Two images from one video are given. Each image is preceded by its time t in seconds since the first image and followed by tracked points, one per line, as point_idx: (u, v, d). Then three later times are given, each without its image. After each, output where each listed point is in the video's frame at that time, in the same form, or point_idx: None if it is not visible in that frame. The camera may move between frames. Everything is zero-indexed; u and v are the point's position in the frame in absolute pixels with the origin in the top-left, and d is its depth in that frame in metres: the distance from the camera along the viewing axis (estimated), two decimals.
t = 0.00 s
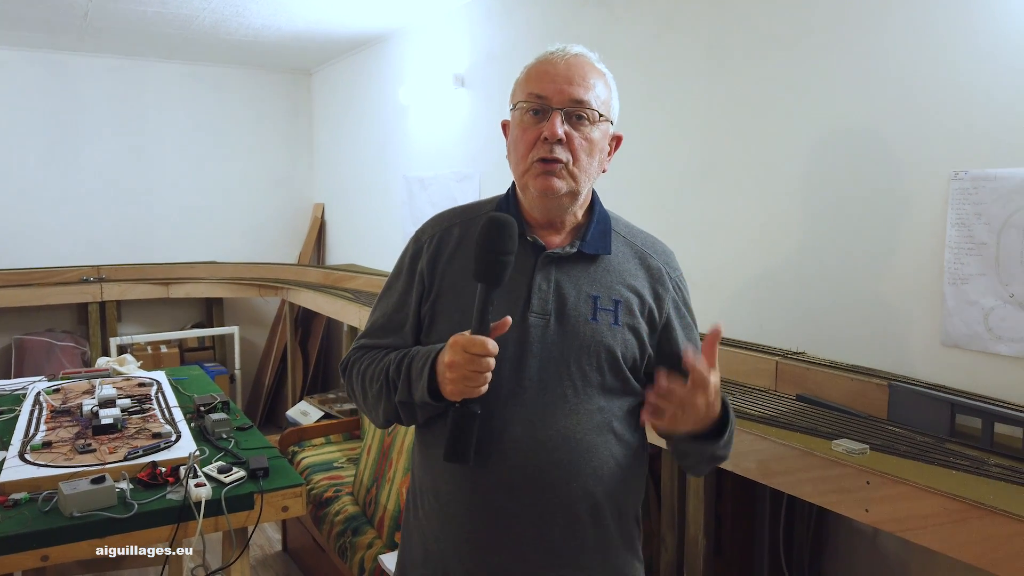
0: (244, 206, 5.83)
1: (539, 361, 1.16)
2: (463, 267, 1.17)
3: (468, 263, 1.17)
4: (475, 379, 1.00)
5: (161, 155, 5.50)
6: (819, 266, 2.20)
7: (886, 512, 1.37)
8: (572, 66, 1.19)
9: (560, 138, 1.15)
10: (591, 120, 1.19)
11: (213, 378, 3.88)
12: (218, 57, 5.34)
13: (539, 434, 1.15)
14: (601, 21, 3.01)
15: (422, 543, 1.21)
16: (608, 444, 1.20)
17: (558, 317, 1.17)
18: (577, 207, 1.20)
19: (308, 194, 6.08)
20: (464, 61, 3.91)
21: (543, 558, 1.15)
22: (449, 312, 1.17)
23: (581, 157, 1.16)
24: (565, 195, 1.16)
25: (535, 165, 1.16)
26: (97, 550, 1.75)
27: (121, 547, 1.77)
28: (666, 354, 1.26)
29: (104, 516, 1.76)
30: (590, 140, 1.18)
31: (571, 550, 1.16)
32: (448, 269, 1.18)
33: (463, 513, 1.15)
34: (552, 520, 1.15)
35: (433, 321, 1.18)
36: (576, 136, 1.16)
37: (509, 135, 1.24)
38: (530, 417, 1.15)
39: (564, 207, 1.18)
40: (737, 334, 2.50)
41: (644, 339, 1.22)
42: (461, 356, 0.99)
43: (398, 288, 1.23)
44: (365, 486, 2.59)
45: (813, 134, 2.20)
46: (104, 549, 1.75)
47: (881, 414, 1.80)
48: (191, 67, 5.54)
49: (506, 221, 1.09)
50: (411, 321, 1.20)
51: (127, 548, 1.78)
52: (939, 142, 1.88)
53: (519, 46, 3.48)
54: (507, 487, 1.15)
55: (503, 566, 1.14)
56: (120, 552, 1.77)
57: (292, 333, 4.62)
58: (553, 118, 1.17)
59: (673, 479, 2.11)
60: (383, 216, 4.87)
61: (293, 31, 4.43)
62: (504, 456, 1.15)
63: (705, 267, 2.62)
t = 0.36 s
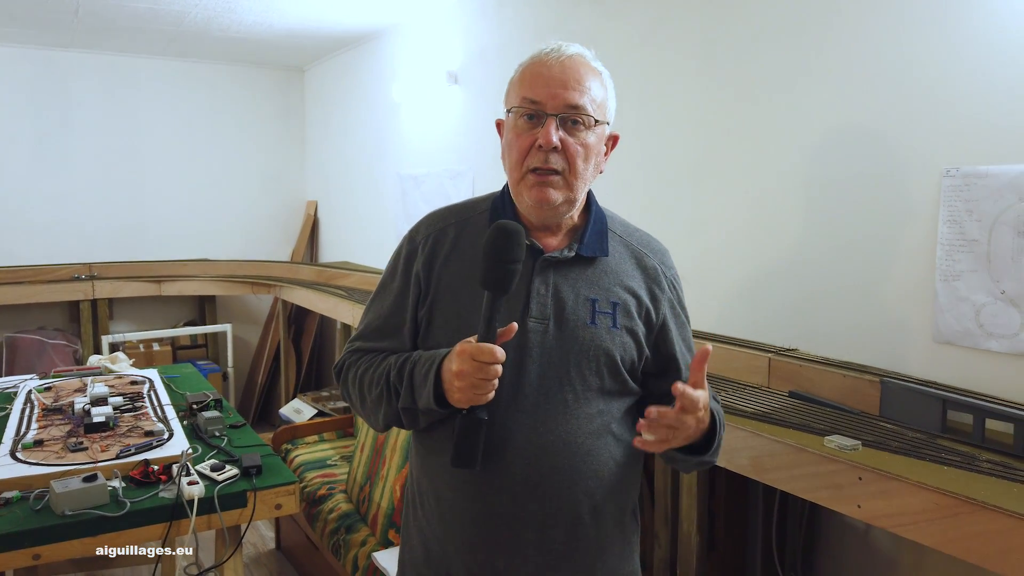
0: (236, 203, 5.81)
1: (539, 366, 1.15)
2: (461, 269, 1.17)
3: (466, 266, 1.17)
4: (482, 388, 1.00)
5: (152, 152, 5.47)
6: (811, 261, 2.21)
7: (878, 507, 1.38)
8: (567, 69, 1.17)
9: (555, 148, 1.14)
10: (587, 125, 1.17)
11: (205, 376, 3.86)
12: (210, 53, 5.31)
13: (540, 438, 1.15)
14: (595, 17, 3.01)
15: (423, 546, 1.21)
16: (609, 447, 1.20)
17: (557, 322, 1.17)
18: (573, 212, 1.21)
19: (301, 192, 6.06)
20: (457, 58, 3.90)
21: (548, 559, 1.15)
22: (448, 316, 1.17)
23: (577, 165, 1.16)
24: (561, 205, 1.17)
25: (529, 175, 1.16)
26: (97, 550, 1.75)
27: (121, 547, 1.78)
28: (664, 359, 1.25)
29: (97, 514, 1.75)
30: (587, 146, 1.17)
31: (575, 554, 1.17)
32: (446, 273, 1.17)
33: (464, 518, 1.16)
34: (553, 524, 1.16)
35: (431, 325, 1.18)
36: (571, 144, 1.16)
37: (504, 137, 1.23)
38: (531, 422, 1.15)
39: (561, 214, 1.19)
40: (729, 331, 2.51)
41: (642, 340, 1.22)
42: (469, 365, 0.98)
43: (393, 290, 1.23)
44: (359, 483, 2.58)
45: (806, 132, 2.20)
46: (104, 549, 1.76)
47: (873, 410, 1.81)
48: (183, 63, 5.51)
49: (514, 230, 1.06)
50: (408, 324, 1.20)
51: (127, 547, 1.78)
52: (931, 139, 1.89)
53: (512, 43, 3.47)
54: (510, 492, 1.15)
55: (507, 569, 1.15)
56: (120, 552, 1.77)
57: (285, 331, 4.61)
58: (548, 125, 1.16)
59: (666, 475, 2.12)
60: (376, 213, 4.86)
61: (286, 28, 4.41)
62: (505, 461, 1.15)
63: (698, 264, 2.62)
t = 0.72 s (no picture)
0: (228, 203, 5.79)
1: (547, 365, 1.15)
2: (461, 272, 1.17)
3: (466, 269, 1.17)
4: (490, 393, 1.00)
5: (144, 151, 5.45)
6: (804, 260, 2.21)
7: (870, 507, 1.38)
8: (556, 72, 1.17)
9: (550, 149, 1.14)
10: (578, 124, 1.18)
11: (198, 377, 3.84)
12: (202, 53, 5.29)
13: (552, 437, 1.15)
14: (588, 17, 3.01)
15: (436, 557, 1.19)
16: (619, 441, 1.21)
17: (563, 321, 1.17)
18: (569, 211, 1.21)
19: (294, 191, 6.04)
20: (450, 58, 3.90)
21: (568, 557, 1.15)
22: (450, 322, 1.16)
23: (572, 164, 1.16)
24: (558, 205, 1.17)
25: (526, 177, 1.16)
26: (97, 550, 1.75)
27: (121, 547, 1.77)
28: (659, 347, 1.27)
29: (88, 516, 1.74)
30: (580, 146, 1.17)
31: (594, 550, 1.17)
32: (445, 278, 1.17)
33: (481, 523, 1.14)
34: (571, 521, 1.16)
35: (434, 331, 1.18)
36: (565, 144, 1.16)
37: (495, 142, 1.23)
38: (543, 421, 1.15)
39: (558, 214, 1.19)
40: (722, 331, 2.51)
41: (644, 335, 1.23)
42: (478, 371, 0.99)
43: (389, 298, 1.22)
44: (352, 484, 2.58)
45: (799, 132, 2.20)
46: (104, 549, 1.75)
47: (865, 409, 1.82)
48: (175, 62, 5.49)
49: (516, 236, 1.05)
50: (408, 332, 1.20)
51: (127, 547, 1.78)
52: (922, 139, 1.90)
53: (506, 43, 3.47)
54: (526, 492, 1.14)
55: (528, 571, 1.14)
56: (120, 552, 1.77)
57: (278, 331, 4.60)
58: (541, 127, 1.16)
59: (659, 475, 2.12)
60: (369, 213, 4.85)
61: (278, 27, 4.40)
62: (519, 461, 1.14)
63: (691, 264, 2.62)
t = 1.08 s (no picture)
0: (223, 203, 5.78)
1: (548, 365, 1.15)
2: (458, 278, 1.17)
3: (464, 275, 1.18)
4: (505, 396, 1.01)
5: (138, 151, 5.43)
6: (799, 260, 2.22)
7: (865, 506, 1.38)
8: (534, 78, 1.15)
9: (540, 159, 1.14)
10: (562, 127, 1.17)
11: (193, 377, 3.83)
12: (197, 52, 5.28)
13: (556, 438, 1.15)
14: (583, 18, 3.01)
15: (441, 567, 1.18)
16: (622, 438, 1.22)
17: (561, 321, 1.17)
18: (561, 214, 1.22)
19: (289, 191, 6.03)
20: (446, 58, 3.90)
21: (577, 557, 1.15)
22: (451, 328, 1.17)
23: (562, 169, 1.17)
24: (553, 210, 1.18)
25: (519, 189, 1.16)
26: (97, 550, 1.75)
27: (121, 547, 1.78)
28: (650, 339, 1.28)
29: (84, 517, 1.74)
30: (567, 150, 1.17)
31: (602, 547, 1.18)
32: (442, 285, 1.18)
33: (489, 528, 1.14)
34: (580, 520, 1.16)
35: (434, 340, 1.18)
36: (553, 150, 1.16)
37: (479, 153, 1.22)
38: (547, 423, 1.15)
39: (553, 218, 1.20)
40: (718, 331, 2.51)
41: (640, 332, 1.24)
42: (492, 375, 0.99)
43: (383, 310, 1.21)
44: (348, 484, 2.58)
45: (795, 133, 2.21)
46: (104, 549, 1.76)
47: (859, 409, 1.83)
48: (170, 62, 5.47)
49: (525, 235, 1.05)
50: (407, 342, 1.20)
51: (127, 547, 1.79)
52: (917, 140, 1.90)
53: (501, 43, 3.47)
54: (534, 492, 1.14)
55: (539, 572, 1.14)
56: (120, 552, 1.78)
57: (274, 331, 4.59)
58: (528, 136, 1.15)
59: (655, 475, 2.12)
60: (365, 213, 4.85)
61: (273, 27, 4.40)
62: (524, 462, 1.14)
63: (686, 264, 2.62)
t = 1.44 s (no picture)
0: (220, 202, 5.77)
1: (530, 369, 1.15)
2: (435, 285, 1.17)
3: (442, 281, 1.17)
4: (489, 404, 1.01)
5: (135, 151, 5.42)
6: (796, 259, 2.22)
7: (863, 505, 1.38)
8: (504, 77, 1.15)
9: (515, 158, 1.14)
10: (535, 125, 1.17)
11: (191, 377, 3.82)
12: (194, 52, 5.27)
13: (540, 441, 1.15)
14: (581, 17, 3.01)
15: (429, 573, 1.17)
16: (606, 437, 1.22)
17: (541, 323, 1.17)
18: (536, 213, 1.22)
19: (286, 191, 6.02)
20: (444, 57, 3.89)
21: (565, 558, 1.16)
22: (429, 334, 1.16)
23: (536, 167, 1.17)
24: (529, 208, 1.18)
25: (494, 188, 1.16)
26: (97, 550, 1.75)
27: (121, 547, 1.78)
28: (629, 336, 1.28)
29: (82, 517, 1.73)
30: (541, 147, 1.17)
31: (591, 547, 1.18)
32: (420, 292, 1.17)
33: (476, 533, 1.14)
34: (568, 522, 1.16)
35: (413, 347, 1.18)
36: (527, 148, 1.16)
37: (451, 154, 1.21)
38: (529, 426, 1.15)
39: (529, 216, 1.20)
40: (716, 330, 2.51)
41: (620, 330, 1.24)
42: (476, 384, 1.00)
43: (359, 321, 1.20)
44: (345, 484, 2.57)
45: (792, 132, 2.21)
46: (104, 549, 1.75)
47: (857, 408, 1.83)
48: (167, 61, 5.46)
49: (503, 241, 1.06)
50: (384, 352, 1.18)
51: (127, 547, 1.79)
52: (915, 140, 1.90)
53: (498, 42, 3.47)
54: (520, 497, 1.14)
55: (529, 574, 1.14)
56: (120, 552, 1.77)
57: (271, 331, 4.58)
58: (501, 135, 1.15)
59: (652, 474, 2.12)
60: (362, 213, 4.84)
61: (271, 26, 4.39)
62: (509, 466, 1.14)
63: (684, 263, 2.63)
